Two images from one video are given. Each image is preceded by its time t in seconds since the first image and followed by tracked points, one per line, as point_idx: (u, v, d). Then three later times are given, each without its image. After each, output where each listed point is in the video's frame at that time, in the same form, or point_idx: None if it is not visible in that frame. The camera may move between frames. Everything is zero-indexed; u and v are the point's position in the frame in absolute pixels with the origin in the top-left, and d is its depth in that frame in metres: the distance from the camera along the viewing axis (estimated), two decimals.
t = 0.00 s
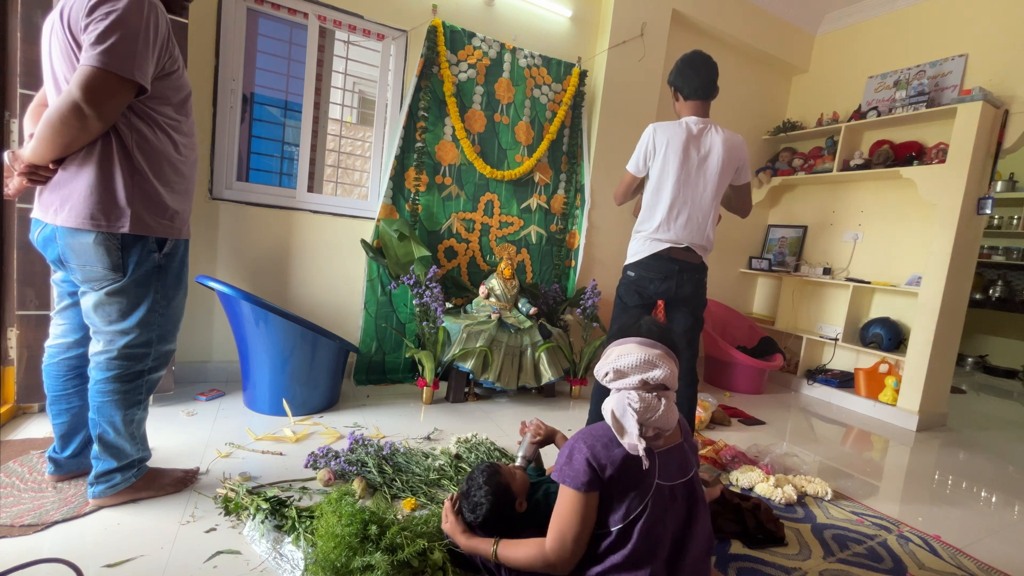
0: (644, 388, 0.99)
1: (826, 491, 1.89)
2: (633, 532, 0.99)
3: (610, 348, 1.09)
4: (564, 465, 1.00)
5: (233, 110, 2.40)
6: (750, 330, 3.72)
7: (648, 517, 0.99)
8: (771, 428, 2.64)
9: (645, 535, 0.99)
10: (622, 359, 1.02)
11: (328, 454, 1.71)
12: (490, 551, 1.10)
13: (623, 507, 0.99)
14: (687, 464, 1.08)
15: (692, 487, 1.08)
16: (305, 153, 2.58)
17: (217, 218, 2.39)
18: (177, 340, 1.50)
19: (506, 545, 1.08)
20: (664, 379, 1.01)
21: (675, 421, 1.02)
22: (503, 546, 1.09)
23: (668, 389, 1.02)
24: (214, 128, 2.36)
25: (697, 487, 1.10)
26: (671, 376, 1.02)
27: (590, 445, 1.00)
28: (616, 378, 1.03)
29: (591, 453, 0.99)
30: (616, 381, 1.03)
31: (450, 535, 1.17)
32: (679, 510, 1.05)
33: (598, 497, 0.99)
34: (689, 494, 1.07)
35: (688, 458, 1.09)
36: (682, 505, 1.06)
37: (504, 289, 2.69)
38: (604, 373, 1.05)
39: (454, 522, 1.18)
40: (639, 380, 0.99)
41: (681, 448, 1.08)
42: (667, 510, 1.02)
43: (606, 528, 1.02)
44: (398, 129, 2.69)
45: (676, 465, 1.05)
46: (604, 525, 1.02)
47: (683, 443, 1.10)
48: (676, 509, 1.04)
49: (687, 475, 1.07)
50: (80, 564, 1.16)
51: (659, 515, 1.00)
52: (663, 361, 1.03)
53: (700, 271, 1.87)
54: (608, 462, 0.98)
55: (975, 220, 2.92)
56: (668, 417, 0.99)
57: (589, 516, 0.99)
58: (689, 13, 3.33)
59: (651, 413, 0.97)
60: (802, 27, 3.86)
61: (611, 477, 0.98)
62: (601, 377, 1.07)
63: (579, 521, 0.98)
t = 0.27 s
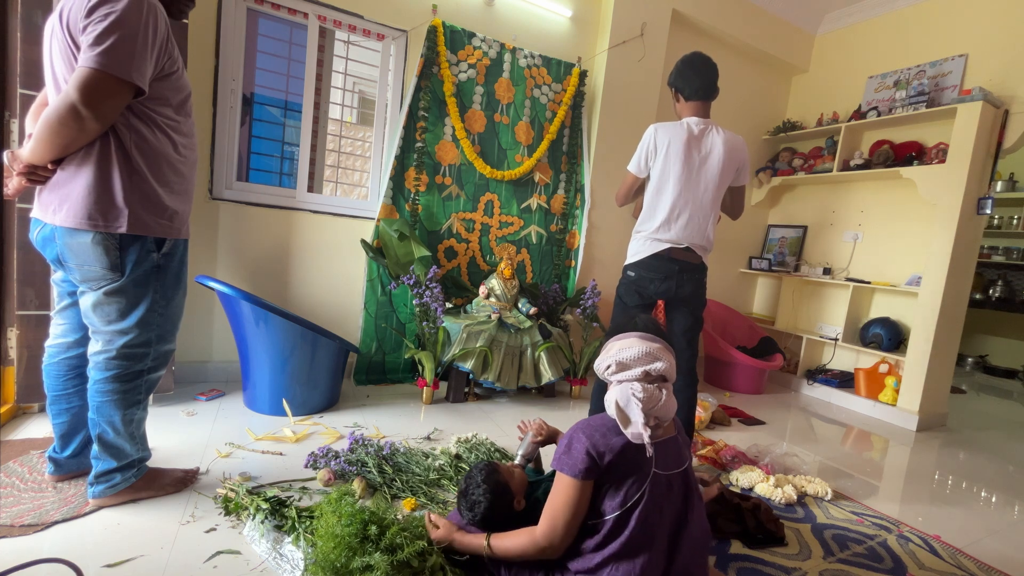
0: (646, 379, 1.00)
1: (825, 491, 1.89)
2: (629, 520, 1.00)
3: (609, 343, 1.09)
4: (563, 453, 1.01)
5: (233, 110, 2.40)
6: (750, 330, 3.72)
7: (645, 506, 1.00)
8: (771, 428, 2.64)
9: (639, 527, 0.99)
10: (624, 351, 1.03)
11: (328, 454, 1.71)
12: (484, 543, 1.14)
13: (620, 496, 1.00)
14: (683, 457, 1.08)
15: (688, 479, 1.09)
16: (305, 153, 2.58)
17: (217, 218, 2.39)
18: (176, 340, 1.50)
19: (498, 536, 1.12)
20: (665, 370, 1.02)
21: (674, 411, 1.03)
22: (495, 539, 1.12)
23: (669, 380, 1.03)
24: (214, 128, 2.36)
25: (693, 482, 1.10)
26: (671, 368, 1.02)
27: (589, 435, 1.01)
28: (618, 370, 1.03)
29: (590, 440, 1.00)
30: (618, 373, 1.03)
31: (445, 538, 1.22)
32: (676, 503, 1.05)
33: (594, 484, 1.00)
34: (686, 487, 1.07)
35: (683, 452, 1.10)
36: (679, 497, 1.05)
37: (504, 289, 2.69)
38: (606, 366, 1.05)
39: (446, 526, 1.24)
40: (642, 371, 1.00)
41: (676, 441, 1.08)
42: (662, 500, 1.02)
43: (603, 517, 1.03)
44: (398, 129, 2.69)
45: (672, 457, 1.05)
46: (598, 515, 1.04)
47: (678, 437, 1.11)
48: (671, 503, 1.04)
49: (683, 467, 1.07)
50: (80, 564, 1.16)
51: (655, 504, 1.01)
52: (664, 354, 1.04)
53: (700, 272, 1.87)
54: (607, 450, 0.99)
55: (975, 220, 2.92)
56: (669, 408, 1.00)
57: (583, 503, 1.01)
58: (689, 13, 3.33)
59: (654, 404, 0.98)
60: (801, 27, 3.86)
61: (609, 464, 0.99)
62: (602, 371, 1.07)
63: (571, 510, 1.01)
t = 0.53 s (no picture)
0: (633, 377, 1.01)
1: (826, 491, 1.89)
2: (626, 514, 1.00)
3: (600, 340, 1.11)
4: (559, 451, 1.02)
5: (233, 110, 2.40)
6: (750, 330, 3.72)
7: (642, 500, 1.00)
8: (771, 428, 2.64)
9: (635, 522, 0.99)
10: (609, 349, 1.05)
11: (328, 454, 1.71)
12: (486, 539, 1.14)
13: (616, 491, 1.00)
14: (677, 451, 1.08)
15: (684, 473, 1.08)
16: (305, 153, 2.58)
17: (217, 218, 2.39)
18: (176, 340, 1.50)
19: (501, 532, 1.12)
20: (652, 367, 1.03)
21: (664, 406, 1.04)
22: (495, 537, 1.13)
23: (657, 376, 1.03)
24: (214, 128, 2.36)
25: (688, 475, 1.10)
26: (659, 364, 1.03)
27: (583, 433, 1.01)
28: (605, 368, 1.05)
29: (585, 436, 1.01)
30: (604, 370, 1.05)
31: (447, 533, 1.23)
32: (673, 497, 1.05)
33: (591, 480, 1.00)
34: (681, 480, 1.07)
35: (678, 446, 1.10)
36: (675, 491, 1.05)
37: (504, 289, 2.69)
38: (594, 366, 1.07)
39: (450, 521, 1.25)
40: (628, 368, 1.01)
41: (670, 436, 1.08)
42: (659, 494, 1.02)
43: (600, 512, 1.03)
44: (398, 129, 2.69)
45: (667, 451, 1.05)
46: (595, 511, 1.04)
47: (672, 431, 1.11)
48: (667, 498, 1.04)
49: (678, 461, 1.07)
50: (80, 564, 1.16)
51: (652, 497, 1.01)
52: (650, 350, 1.04)
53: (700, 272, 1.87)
54: (602, 446, 0.99)
55: (975, 220, 2.92)
56: (658, 404, 1.01)
57: (580, 500, 1.01)
58: (689, 13, 3.33)
59: (642, 400, 0.99)
60: (801, 27, 3.86)
61: (604, 459, 0.99)
62: (591, 370, 1.08)
63: (568, 508, 1.01)
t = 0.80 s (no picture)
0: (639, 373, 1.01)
1: (826, 491, 1.89)
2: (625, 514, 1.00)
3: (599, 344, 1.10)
4: (559, 448, 1.02)
5: (233, 110, 2.40)
6: (750, 330, 3.72)
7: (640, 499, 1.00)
8: (771, 428, 2.64)
9: (635, 521, 0.99)
10: (612, 348, 1.05)
11: (328, 454, 1.71)
12: (481, 542, 1.13)
13: (616, 490, 1.00)
14: (678, 452, 1.08)
15: (685, 475, 1.08)
16: (305, 153, 2.58)
17: (217, 218, 2.39)
18: (176, 340, 1.50)
19: (498, 533, 1.11)
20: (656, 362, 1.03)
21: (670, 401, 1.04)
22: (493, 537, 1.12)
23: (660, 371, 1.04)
24: (214, 128, 2.36)
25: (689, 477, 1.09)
26: (663, 359, 1.04)
27: (585, 431, 1.01)
28: (611, 367, 1.03)
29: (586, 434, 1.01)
30: (611, 370, 1.03)
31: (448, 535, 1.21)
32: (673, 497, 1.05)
33: (590, 477, 1.00)
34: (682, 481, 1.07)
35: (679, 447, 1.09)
36: (675, 492, 1.05)
37: (504, 289, 2.69)
38: (600, 365, 1.06)
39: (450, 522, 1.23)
40: (635, 364, 1.01)
41: (671, 437, 1.08)
42: (658, 494, 1.02)
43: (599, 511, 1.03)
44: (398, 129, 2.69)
45: (668, 451, 1.05)
46: (594, 509, 1.04)
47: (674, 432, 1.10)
48: (668, 498, 1.04)
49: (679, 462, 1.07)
50: (80, 564, 1.16)
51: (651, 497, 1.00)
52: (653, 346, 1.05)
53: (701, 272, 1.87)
54: (603, 444, 0.99)
55: (975, 220, 2.92)
56: (665, 399, 1.01)
57: (579, 497, 1.01)
58: (689, 13, 3.33)
59: (649, 396, 0.99)
60: (801, 27, 3.86)
61: (604, 457, 0.99)
62: (596, 370, 1.07)
63: (567, 507, 1.01)
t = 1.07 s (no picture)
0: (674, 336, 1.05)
1: (825, 491, 1.89)
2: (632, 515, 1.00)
3: (615, 351, 1.06)
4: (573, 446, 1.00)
5: (233, 110, 2.40)
6: (750, 330, 3.71)
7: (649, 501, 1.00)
8: (771, 428, 2.64)
9: (642, 524, 0.99)
10: (637, 346, 1.03)
11: (328, 454, 1.71)
12: (485, 542, 1.13)
13: (626, 491, 1.00)
14: (688, 457, 1.08)
15: (693, 480, 1.09)
16: (305, 153, 2.58)
17: (217, 218, 2.39)
18: (177, 340, 1.50)
19: (501, 532, 1.10)
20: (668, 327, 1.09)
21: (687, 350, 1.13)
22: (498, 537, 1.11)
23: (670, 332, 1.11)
24: (214, 128, 2.36)
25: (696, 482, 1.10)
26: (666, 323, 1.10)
27: (600, 429, 0.99)
28: (651, 361, 1.02)
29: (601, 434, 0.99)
30: (654, 362, 1.02)
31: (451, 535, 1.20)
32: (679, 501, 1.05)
33: (603, 477, 0.99)
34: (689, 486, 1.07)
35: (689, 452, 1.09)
36: (682, 496, 1.06)
37: (504, 289, 2.69)
38: (644, 362, 1.02)
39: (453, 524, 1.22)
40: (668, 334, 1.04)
41: (682, 441, 1.08)
42: (667, 498, 1.02)
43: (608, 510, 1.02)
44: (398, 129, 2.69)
45: (678, 455, 1.05)
46: (602, 509, 1.03)
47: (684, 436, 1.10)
48: (675, 503, 1.04)
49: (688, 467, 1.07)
50: (80, 564, 1.16)
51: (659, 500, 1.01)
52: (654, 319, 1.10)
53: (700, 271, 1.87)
54: (618, 445, 0.98)
55: (975, 220, 2.92)
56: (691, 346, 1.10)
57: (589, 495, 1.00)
58: (689, 13, 3.33)
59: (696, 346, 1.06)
60: (801, 27, 3.86)
61: (618, 458, 0.98)
62: (639, 371, 1.03)
63: (577, 505, 1.00)
